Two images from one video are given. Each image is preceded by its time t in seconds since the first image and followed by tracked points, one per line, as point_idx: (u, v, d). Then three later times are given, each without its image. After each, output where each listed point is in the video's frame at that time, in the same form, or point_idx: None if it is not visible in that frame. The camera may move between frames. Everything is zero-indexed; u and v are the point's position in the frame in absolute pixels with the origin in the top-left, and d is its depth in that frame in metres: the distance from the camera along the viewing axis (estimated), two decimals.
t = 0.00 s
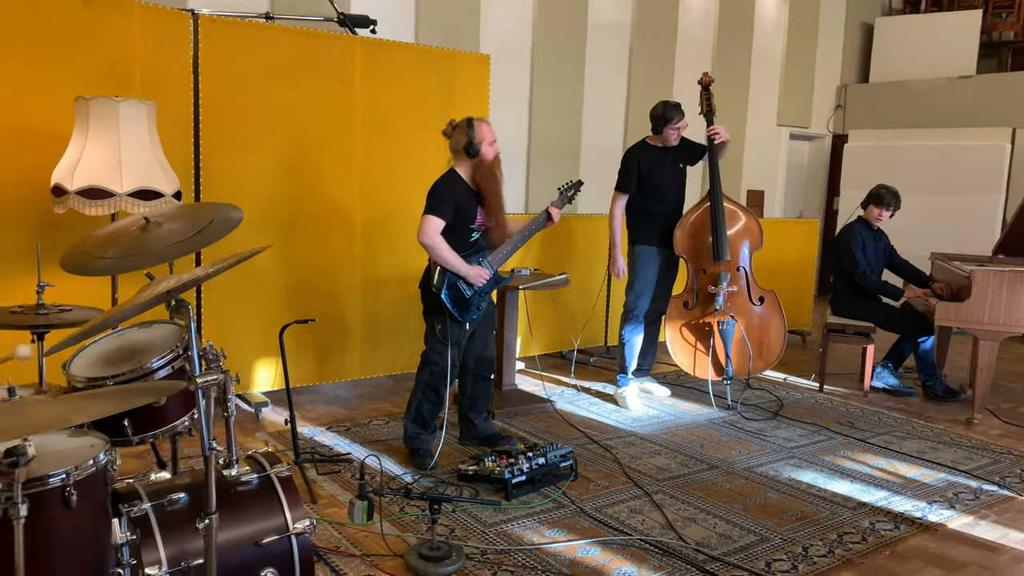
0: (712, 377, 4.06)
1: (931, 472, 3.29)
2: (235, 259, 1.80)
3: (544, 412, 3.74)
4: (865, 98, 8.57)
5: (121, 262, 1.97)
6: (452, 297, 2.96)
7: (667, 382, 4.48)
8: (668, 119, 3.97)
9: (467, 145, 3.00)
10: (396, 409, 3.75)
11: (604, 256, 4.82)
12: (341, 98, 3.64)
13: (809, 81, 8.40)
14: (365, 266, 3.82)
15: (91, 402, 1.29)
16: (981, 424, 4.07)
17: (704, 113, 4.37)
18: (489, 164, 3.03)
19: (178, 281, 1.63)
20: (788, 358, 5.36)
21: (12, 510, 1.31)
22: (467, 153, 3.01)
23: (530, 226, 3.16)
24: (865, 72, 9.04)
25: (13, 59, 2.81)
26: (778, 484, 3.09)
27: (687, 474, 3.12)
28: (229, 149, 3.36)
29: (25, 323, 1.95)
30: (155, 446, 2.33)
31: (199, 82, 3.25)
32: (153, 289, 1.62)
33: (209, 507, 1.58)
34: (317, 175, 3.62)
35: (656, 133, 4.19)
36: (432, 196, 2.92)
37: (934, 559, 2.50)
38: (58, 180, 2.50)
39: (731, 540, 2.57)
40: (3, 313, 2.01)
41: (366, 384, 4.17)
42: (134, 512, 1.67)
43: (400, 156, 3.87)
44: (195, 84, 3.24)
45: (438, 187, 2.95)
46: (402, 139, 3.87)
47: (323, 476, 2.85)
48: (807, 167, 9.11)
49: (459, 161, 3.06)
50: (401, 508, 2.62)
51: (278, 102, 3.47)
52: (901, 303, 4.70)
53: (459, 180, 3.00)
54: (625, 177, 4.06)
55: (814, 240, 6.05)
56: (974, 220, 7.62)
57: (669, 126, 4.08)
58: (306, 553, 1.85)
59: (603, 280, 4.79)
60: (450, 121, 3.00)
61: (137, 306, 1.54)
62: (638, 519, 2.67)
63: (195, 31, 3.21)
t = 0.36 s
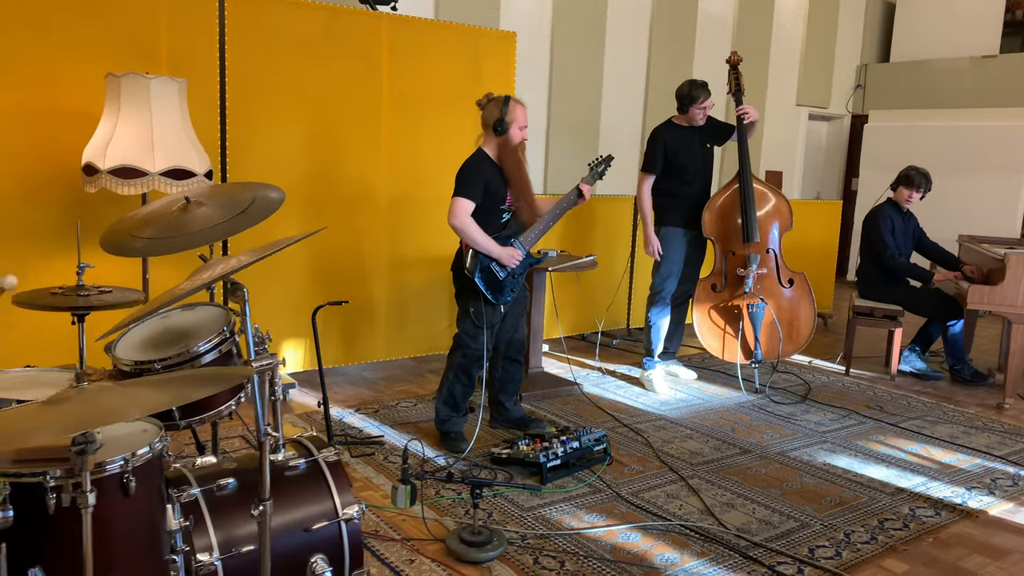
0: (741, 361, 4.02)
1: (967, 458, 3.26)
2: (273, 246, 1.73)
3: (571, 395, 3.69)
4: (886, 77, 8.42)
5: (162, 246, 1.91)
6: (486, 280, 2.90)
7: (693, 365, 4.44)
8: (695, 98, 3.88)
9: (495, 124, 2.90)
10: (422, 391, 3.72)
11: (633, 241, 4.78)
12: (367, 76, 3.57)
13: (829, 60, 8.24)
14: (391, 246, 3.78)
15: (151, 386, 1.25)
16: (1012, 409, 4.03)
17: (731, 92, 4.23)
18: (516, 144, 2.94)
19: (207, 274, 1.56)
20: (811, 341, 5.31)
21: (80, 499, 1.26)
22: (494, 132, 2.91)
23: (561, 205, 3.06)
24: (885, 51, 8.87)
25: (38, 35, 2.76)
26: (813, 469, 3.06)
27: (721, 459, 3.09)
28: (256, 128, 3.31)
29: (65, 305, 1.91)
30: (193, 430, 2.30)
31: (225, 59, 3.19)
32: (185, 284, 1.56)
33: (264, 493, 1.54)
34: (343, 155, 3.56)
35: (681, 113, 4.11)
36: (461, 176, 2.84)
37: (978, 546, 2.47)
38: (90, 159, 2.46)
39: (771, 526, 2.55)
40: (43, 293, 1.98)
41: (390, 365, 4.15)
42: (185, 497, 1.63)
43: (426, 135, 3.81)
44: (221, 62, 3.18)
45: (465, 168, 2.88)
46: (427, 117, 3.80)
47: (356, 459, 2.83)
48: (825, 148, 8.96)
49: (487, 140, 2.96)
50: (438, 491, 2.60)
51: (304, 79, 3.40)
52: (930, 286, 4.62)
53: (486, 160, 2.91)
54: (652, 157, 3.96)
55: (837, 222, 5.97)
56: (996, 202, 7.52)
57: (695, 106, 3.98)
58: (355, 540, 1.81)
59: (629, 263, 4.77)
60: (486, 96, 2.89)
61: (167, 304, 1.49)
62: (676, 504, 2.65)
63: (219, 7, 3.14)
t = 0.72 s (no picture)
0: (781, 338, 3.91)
1: (1018, 434, 3.22)
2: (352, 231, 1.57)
3: (611, 373, 3.65)
4: (915, 47, 8.21)
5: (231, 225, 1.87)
6: (528, 260, 2.78)
7: (730, 341, 4.39)
8: (734, 71, 3.78)
9: (538, 99, 2.72)
10: (462, 370, 3.71)
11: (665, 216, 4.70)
12: (403, 52, 3.52)
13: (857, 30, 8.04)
14: (428, 225, 3.74)
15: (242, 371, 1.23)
16: None
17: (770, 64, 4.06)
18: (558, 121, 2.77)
19: (278, 264, 1.43)
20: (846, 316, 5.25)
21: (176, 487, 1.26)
22: (536, 108, 2.74)
23: (603, 179, 2.88)
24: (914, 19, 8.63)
25: (77, 14, 2.72)
26: (864, 446, 3.03)
27: (770, 437, 3.06)
28: (294, 107, 3.26)
29: (129, 289, 1.89)
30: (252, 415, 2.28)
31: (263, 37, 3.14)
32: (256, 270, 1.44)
33: (345, 477, 1.53)
34: (381, 133, 3.52)
35: (719, 86, 3.97)
36: (502, 153, 2.71)
37: None
38: (139, 141, 2.44)
39: (830, 504, 2.53)
40: (107, 278, 1.97)
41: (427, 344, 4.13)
42: (263, 482, 1.61)
43: (462, 112, 3.75)
44: (259, 40, 3.13)
45: (505, 145, 2.74)
46: (463, 94, 3.74)
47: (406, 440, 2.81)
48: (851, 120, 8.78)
49: (527, 116, 2.80)
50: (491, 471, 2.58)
51: (341, 56, 3.35)
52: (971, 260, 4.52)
53: (525, 137, 2.75)
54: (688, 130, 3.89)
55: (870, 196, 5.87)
56: None
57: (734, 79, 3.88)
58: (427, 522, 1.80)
59: (664, 238, 4.70)
60: (531, 70, 2.74)
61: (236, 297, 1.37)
62: (731, 483, 2.63)
63: None
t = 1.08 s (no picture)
0: (836, 322, 3.86)
1: None
2: (431, 222, 1.51)
3: (662, 357, 3.63)
4: (965, 22, 7.92)
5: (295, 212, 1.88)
6: (584, 244, 2.73)
7: (780, 326, 4.32)
8: (787, 51, 3.62)
9: (583, 80, 2.64)
10: (510, 354, 3.69)
11: (717, 200, 4.64)
12: (451, 35, 3.47)
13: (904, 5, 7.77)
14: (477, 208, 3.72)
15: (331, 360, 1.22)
16: None
17: (824, 44, 3.80)
18: (610, 99, 2.66)
19: (361, 259, 1.42)
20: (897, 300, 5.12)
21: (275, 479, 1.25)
22: (584, 89, 2.65)
23: (661, 162, 2.83)
24: None
25: None
26: (928, 433, 2.95)
27: (830, 423, 3.00)
28: (345, 92, 3.25)
29: (200, 275, 1.90)
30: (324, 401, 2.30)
31: (313, 23, 3.12)
32: (340, 262, 1.45)
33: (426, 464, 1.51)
34: (429, 117, 3.48)
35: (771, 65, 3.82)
36: (558, 135, 2.63)
37: None
38: (199, 127, 2.44)
39: (897, 493, 2.47)
40: (178, 264, 1.98)
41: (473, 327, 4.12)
42: (341, 468, 1.60)
43: (510, 93, 3.71)
44: (309, 26, 3.12)
45: (560, 127, 2.65)
46: (512, 75, 3.69)
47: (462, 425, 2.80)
48: (897, 98, 8.51)
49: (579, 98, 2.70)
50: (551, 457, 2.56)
51: (392, 37, 3.31)
52: None
53: (579, 118, 2.66)
54: (739, 112, 3.77)
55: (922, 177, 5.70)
56: None
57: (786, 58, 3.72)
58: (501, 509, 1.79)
59: (712, 221, 4.64)
60: (567, 55, 2.66)
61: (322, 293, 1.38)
62: (794, 470, 2.58)
63: None
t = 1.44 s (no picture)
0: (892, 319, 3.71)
1: None
2: (491, 219, 1.41)
3: (714, 352, 3.60)
4: None
5: (356, 202, 1.87)
6: (638, 235, 2.67)
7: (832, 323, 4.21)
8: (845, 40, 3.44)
9: (641, 70, 2.56)
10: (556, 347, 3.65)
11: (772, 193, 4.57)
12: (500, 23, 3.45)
13: None
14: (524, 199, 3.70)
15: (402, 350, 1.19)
16: None
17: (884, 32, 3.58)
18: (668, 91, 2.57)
19: (416, 258, 1.35)
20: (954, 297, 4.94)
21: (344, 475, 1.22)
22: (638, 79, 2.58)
23: (720, 152, 2.75)
24: None
25: None
26: (994, 436, 2.83)
27: (890, 423, 2.89)
28: (396, 80, 3.24)
29: (258, 265, 1.88)
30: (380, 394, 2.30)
31: (365, 12, 3.10)
32: (397, 259, 1.41)
33: (490, 460, 1.48)
34: (478, 105, 3.46)
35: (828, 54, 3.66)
36: (614, 123, 2.55)
37: None
38: (254, 115, 2.44)
39: (965, 497, 2.37)
40: (237, 254, 1.98)
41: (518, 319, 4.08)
42: (403, 461, 1.58)
43: (559, 82, 3.68)
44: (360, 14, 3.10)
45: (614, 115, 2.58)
46: (562, 64, 3.66)
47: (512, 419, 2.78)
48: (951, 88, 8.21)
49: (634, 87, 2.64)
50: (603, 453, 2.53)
51: (444, 23, 3.30)
52: None
53: (634, 107, 2.58)
54: (794, 103, 3.63)
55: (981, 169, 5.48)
56: None
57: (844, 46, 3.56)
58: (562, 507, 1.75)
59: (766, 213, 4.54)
60: (632, 38, 2.59)
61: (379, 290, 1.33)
62: (855, 471, 2.50)
63: None
